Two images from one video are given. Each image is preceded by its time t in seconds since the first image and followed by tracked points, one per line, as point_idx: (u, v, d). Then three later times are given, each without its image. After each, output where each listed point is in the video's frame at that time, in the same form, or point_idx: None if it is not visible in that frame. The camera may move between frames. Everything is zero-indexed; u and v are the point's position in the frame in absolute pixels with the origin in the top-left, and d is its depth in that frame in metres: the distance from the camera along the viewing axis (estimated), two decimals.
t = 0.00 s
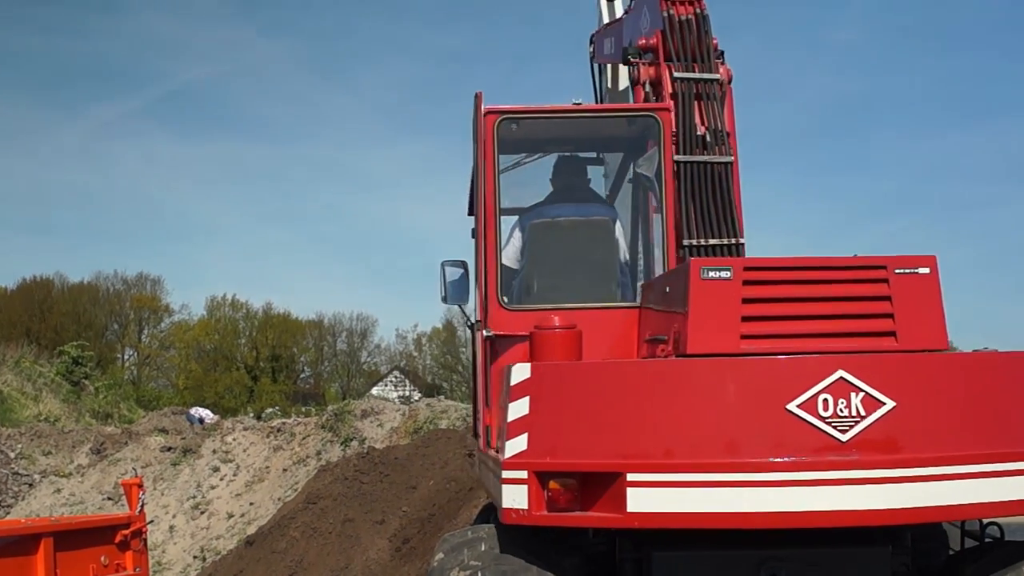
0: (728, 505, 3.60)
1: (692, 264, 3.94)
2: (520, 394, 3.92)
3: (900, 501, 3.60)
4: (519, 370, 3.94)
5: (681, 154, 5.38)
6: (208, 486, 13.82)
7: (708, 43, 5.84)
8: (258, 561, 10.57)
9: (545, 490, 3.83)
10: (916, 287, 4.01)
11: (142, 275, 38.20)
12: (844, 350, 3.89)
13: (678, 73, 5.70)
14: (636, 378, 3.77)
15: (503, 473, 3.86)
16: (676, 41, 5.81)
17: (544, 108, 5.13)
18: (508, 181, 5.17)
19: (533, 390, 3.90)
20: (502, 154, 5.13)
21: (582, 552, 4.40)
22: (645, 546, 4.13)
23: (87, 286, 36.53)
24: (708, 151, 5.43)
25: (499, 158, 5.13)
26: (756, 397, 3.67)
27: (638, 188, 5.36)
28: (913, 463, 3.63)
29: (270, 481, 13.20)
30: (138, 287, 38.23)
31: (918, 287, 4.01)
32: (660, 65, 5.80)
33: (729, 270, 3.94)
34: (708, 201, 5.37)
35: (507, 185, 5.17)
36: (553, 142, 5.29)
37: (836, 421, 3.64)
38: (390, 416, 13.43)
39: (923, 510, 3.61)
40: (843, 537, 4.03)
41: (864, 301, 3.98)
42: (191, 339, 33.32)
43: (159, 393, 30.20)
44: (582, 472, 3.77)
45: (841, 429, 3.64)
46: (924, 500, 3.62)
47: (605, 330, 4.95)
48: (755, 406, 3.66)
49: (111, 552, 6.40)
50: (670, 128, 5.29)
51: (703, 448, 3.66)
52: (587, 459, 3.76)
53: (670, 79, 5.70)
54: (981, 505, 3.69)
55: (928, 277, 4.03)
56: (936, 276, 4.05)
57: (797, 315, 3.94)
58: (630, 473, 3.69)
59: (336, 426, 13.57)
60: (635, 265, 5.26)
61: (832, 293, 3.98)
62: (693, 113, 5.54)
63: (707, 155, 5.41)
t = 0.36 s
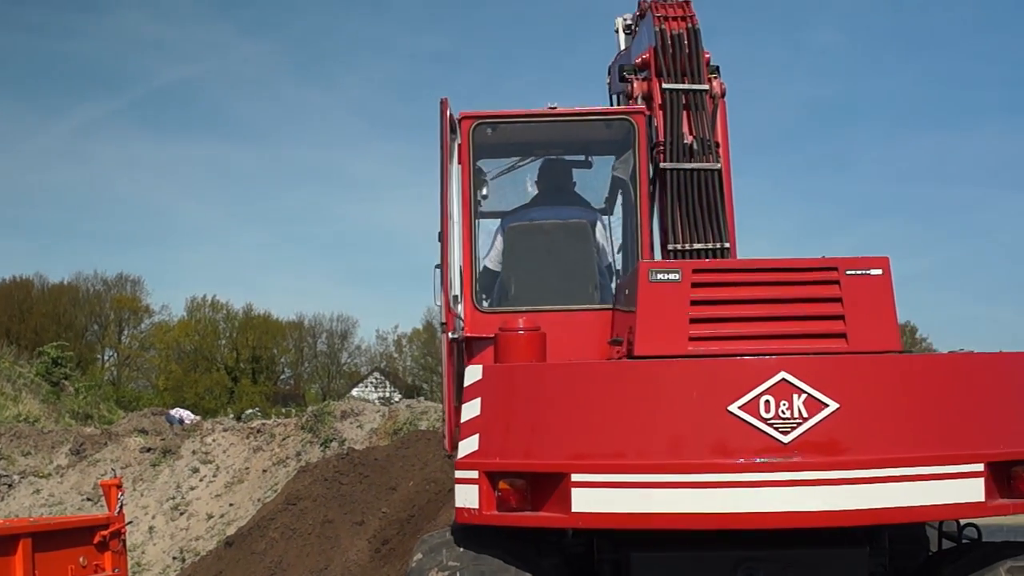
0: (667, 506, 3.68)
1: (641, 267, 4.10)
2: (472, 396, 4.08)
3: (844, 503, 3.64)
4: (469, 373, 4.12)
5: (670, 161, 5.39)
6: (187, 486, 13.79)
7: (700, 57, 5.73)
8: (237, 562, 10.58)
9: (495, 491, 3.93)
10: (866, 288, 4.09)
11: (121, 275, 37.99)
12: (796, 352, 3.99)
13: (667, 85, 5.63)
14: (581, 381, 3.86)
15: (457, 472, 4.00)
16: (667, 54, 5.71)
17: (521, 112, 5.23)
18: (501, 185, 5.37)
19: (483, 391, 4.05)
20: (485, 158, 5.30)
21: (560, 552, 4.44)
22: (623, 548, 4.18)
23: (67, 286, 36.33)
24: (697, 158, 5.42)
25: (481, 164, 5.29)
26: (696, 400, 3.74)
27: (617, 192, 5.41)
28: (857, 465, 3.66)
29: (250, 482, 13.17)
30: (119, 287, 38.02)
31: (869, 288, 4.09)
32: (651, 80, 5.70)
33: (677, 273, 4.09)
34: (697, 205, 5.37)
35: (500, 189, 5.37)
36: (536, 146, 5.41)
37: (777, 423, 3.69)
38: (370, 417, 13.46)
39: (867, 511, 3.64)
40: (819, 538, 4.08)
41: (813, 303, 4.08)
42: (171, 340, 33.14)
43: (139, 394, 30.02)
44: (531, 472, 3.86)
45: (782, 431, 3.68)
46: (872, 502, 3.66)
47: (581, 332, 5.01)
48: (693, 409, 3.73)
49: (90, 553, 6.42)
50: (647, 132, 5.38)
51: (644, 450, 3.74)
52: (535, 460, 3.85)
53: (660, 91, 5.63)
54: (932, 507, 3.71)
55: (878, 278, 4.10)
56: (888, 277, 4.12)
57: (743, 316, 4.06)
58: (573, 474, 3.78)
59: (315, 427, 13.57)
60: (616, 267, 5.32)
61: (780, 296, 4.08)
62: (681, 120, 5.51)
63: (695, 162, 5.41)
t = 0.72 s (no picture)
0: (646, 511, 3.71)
1: (622, 272, 4.13)
2: (452, 400, 4.10)
3: (821, 509, 3.68)
4: (450, 377, 4.14)
5: (655, 173, 5.41)
6: (169, 488, 13.75)
7: (683, 76, 5.74)
8: (218, 563, 10.56)
9: (474, 494, 3.95)
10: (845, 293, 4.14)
11: (104, 275, 37.85)
12: (773, 357, 4.04)
13: (649, 100, 5.62)
14: (561, 385, 3.89)
15: (436, 476, 4.02)
16: (651, 71, 5.71)
17: (505, 116, 5.31)
18: (486, 189, 5.39)
19: (463, 395, 4.08)
20: (469, 162, 5.33)
21: (539, 558, 4.44)
22: (604, 551, 4.21)
23: (49, 286, 36.14)
24: (681, 171, 5.45)
25: (465, 167, 5.32)
26: (675, 405, 3.78)
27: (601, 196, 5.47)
28: (834, 470, 3.70)
29: (231, 484, 13.14)
30: (101, 288, 37.84)
31: (848, 293, 4.13)
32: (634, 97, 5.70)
33: (658, 277, 4.12)
34: (678, 215, 5.41)
35: (484, 193, 5.39)
36: (521, 149, 5.44)
37: (756, 428, 3.73)
38: (352, 420, 13.46)
39: (844, 517, 3.69)
40: (801, 545, 4.10)
41: (791, 309, 4.13)
42: (154, 341, 33.02)
43: (121, 394, 29.92)
44: (511, 476, 3.88)
45: (761, 437, 3.72)
46: (850, 507, 3.70)
47: (563, 336, 5.04)
48: (673, 415, 3.77)
49: (70, 555, 6.40)
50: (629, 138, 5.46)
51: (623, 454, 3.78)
52: (515, 464, 3.88)
53: (643, 105, 5.62)
54: (910, 513, 3.75)
55: (859, 285, 4.14)
56: (868, 283, 4.16)
57: (723, 321, 4.10)
58: (553, 478, 3.80)
59: (297, 429, 13.54)
60: (600, 272, 5.34)
61: (759, 302, 4.13)
62: (664, 134, 5.51)
63: (678, 174, 5.44)
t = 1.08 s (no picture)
0: (629, 509, 3.76)
1: (605, 270, 4.19)
2: (434, 398, 4.13)
3: (803, 507, 3.74)
4: (431, 376, 4.15)
5: (629, 177, 5.51)
6: (146, 487, 13.70)
7: (658, 84, 5.85)
8: (196, 563, 10.55)
9: (456, 493, 3.98)
10: (830, 292, 4.20)
11: (82, 274, 37.65)
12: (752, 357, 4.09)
13: (625, 107, 5.72)
14: (544, 383, 3.93)
15: (418, 474, 4.05)
16: (626, 81, 5.82)
17: (481, 115, 5.33)
18: (464, 187, 5.45)
19: (444, 394, 4.10)
20: (447, 161, 5.36)
21: (517, 557, 4.48)
22: (582, 550, 4.26)
23: (27, 286, 35.92)
24: (656, 176, 5.54)
25: (443, 167, 5.35)
26: (658, 404, 3.83)
27: (578, 195, 5.54)
28: (816, 469, 3.76)
29: (209, 483, 13.10)
30: (79, 287, 37.60)
31: (832, 293, 4.19)
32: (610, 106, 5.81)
33: (640, 276, 4.17)
34: (654, 219, 5.52)
35: (462, 192, 5.45)
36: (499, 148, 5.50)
37: (739, 427, 3.78)
38: (331, 419, 13.46)
39: (825, 515, 3.74)
40: (778, 543, 4.16)
41: (774, 308, 4.19)
42: (131, 341, 32.86)
43: (98, 394, 29.77)
44: (494, 474, 3.92)
45: (744, 436, 3.77)
46: (831, 505, 3.76)
47: (542, 335, 5.07)
48: (655, 413, 3.82)
49: (45, 554, 6.54)
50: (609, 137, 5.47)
51: (607, 453, 3.82)
52: (498, 463, 3.91)
53: (619, 113, 5.72)
54: (892, 512, 3.81)
55: (841, 284, 4.20)
56: (849, 283, 4.22)
57: (704, 321, 4.15)
58: (537, 476, 3.84)
59: (275, 429, 13.52)
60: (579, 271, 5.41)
61: (742, 301, 4.18)
62: (640, 140, 5.61)
63: (654, 179, 5.54)
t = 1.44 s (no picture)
0: (608, 502, 3.80)
1: (582, 265, 4.23)
2: (411, 392, 4.16)
3: (778, 501, 3.79)
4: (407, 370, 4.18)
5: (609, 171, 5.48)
6: (126, 482, 13.67)
7: (638, 78, 5.85)
8: (176, 557, 10.54)
9: (433, 487, 4.02)
10: (806, 286, 4.26)
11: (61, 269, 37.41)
12: (731, 350, 4.12)
13: (606, 100, 5.71)
14: (522, 377, 3.97)
15: (396, 468, 4.08)
16: (606, 74, 5.81)
17: (460, 109, 5.38)
18: (444, 182, 5.50)
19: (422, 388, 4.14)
20: (426, 156, 5.43)
21: (496, 551, 4.52)
22: (561, 545, 4.30)
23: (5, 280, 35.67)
24: (637, 169, 5.50)
25: (424, 160, 5.43)
26: (635, 398, 3.88)
27: (558, 190, 5.56)
28: (791, 462, 3.82)
29: (188, 478, 13.07)
30: (58, 281, 37.35)
31: (809, 287, 4.25)
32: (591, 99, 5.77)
33: (617, 270, 4.22)
34: (635, 212, 5.46)
35: (442, 186, 5.50)
36: (479, 142, 5.53)
37: (715, 421, 3.83)
38: (310, 413, 13.46)
39: (800, 509, 3.80)
40: (756, 537, 4.21)
41: (751, 302, 4.24)
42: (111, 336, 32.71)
43: (78, 388, 29.61)
44: (471, 468, 3.95)
45: (720, 429, 3.83)
46: (805, 499, 3.81)
47: (521, 330, 5.11)
48: (632, 407, 3.87)
49: (25, 549, 7.14)
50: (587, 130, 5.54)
51: (584, 447, 3.86)
52: (475, 457, 3.95)
53: (599, 106, 5.69)
54: (866, 505, 3.88)
55: (817, 278, 4.27)
56: (826, 276, 4.28)
57: (681, 315, 4.20)
58: (515, 470, 3.88)
59: (255, 423, 13.49)
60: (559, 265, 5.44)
61: (720, 295, 4.23)
62: (619, 134, 5.58)
63: (634, 173, 5.50)
